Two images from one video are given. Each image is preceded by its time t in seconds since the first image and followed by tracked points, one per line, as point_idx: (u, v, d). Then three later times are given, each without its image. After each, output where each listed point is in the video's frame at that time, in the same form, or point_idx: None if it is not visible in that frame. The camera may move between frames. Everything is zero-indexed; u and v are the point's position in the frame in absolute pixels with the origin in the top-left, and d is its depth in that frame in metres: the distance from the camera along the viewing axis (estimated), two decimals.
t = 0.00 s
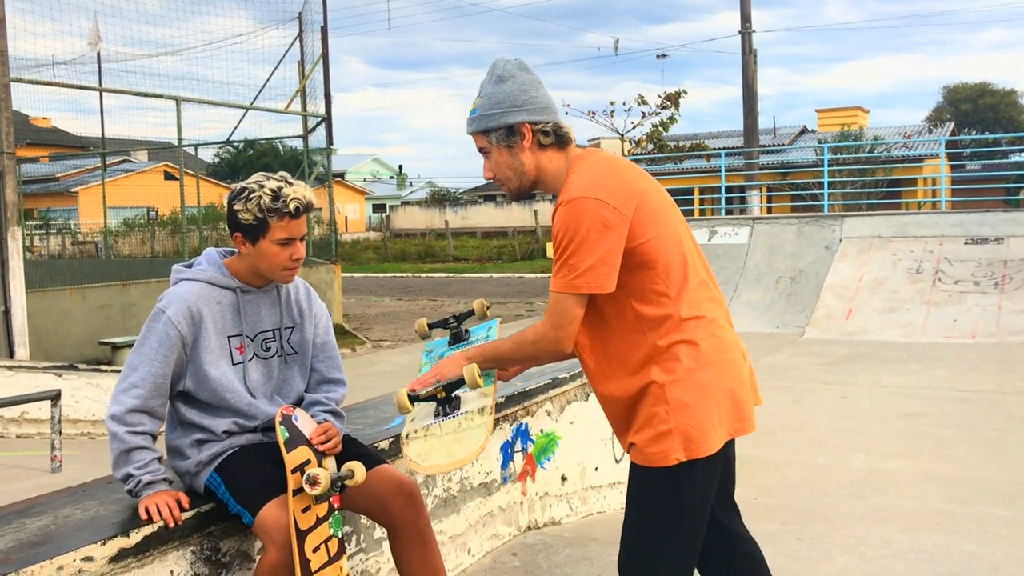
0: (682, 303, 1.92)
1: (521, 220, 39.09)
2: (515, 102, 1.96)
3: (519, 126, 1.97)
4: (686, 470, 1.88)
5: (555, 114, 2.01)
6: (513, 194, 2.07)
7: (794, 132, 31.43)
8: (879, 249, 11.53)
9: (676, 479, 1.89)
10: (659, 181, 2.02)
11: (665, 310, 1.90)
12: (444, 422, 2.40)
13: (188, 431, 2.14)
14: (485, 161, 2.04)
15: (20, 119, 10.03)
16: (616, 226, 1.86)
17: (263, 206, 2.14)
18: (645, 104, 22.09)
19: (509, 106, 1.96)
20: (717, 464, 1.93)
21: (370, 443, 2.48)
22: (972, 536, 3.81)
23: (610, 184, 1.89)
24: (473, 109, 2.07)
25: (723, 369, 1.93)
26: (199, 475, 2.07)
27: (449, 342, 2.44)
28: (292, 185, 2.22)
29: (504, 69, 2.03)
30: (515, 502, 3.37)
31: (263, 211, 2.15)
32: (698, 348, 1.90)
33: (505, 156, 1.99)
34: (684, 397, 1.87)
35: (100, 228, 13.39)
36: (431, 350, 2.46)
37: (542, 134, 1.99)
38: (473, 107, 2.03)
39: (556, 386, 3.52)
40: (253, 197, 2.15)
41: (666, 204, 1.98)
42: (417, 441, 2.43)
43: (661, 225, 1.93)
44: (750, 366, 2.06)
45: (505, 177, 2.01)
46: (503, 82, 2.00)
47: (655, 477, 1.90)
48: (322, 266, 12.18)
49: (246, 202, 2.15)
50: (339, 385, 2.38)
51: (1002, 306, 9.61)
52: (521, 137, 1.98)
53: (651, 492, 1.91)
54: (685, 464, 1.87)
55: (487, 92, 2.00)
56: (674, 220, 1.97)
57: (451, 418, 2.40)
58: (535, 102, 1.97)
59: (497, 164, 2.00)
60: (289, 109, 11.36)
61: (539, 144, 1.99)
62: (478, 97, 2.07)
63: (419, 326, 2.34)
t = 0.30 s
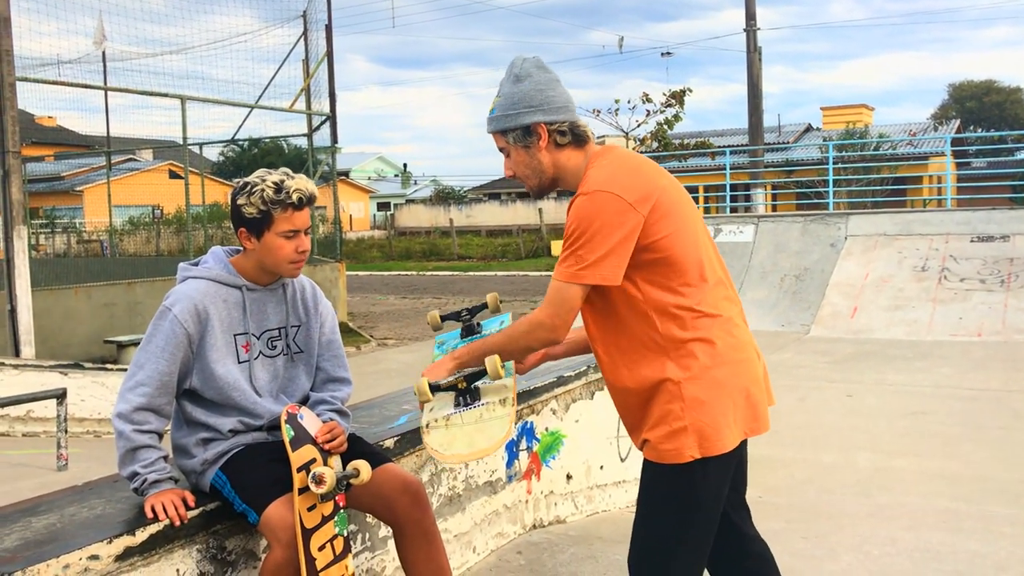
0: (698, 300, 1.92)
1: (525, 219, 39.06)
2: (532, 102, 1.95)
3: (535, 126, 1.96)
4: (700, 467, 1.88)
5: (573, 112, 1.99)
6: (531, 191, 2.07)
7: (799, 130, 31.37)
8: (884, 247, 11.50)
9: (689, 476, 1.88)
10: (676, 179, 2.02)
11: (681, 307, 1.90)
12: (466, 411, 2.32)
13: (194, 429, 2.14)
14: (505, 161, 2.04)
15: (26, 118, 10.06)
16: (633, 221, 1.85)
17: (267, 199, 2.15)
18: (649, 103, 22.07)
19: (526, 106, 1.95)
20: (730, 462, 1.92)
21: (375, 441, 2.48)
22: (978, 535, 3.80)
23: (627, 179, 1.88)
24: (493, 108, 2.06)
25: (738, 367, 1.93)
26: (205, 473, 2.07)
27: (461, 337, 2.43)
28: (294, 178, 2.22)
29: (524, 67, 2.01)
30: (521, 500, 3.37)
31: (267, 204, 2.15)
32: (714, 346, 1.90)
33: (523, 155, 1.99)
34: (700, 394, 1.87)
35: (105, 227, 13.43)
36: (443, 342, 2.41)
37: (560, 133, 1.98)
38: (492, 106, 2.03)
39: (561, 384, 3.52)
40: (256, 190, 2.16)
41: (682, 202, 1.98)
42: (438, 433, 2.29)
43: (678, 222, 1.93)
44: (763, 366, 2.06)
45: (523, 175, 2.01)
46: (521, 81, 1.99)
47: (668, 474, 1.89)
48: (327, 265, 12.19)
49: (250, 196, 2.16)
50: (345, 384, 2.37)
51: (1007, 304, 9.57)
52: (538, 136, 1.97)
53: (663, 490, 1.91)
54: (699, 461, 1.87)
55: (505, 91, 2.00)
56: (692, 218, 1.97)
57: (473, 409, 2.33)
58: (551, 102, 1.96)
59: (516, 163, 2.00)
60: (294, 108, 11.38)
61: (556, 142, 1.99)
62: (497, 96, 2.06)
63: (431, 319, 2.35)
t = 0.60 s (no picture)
0: (729, 298, 1.92)
1: (527, 218, 39.09)
2: (583, 83, 1.95)
3: (583, 107, 1.95)
4: (717, 467, 1.88)
5: (624, 99, 1.99)
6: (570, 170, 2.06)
7: (800, 128, 31.35)
8: (886, 245, 11.48)
9: (706, 474, 1.88)
10: (716, 175, 2.02)
11: (713, 303, 1.90)
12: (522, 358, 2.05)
13: (195, 429, 2.14)
14: (551, 137, 2.04)
15: (27, 119, 10.06)
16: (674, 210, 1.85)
17: (271, 197, 2.15)
18: (650, 102, 22.06)
19: (579, 86, 1.95)
20: (745, 464, 1.93)
21: (377, 441, 2.48)
22: (981, 533, 3.79)
23: (671, 167, 1.87)
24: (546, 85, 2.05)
25: (760, 369, 1.94)
26: (207, 474, 2.07)
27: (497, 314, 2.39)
28: (297, 176, 2.23)
29: (584, 48, 2.01)
30: (523, 500, 3.37)
31: (271, 202, 2.15)
32: (741, 345, 1.91)
33: (568, 134, 1.99)
34: (722, 394, 1.87)
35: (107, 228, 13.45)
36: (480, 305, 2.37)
37: (607, 117, 1.97)
38: (547, 82, 2.02)
39: (563, 384, 3.51)
40: (260, 188, 2.16)
41: (721, 198, 1.97)
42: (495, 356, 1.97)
43: (714, 218, 1.92)
44: (782, 371, 2.07)
45: (566, 153, 2.01)
46: (579, 60, 1.98)
47: (685, 473, 1.90)
48: (329, 265, 12.20)
49: (253, 194, 2.16)
50: (347, 383, 2.37)
51: (1010, 302, 9.55)
52: (584, 117, 1.97)
53: (679, 488, 1.91)
54: (715, 461, 1.87)
55: (561, 69, 1.99)
56: (729, 215, 1.97)
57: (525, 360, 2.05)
58: (603, 85, 1.95)
59: (560, 141, 2.01)
60: (295, 108, 11.38)
61: (602, 126, 1.98)
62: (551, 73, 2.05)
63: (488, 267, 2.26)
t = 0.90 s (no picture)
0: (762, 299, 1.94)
1: (527, 220, 39.10)
2: (629, 75, 1.96)
3: (631, 100, 1.97)
4: (735, 468, 1.90)
5: (671, 89, 1.99)
6: (620, 161, 2.07)
7: (799, 129, 31.37)
8: (885, 245, 11.49)
9: (727, 473, 1.90)
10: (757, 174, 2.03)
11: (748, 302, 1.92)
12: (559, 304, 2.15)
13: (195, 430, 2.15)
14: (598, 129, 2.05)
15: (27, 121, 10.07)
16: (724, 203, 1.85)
17: (276, 200, 2.16)
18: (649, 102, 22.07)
19: (626, 79, 1.96)
20: (764, 465, 1.95)
21: (376, 443, 2.48)
22: (980, 533, 3.79)
23: (723, 160, 1.88)
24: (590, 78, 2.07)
25: (784, 373, 1.96)
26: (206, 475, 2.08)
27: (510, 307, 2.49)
28: (300, 179, 2.24)
29: (627, 39, 2.02)
30: (522, 501, 3.37)
31: (276, 205, 2.16)
32: (768, 347, 1.93)
33: (616, 127, 2.01)
34: (745, 395, 1.89)
35: (106, 230, 13.43)
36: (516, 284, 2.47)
37: (655, 108, 1.98)
38: (592, 75, 2.03)
39: (562, 385, 3.52)
40: (265, 191, 2.16)
41: (762, 197, 1.99)
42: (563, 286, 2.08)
43: (756, 216, 1.93)
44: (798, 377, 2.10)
45: (615, 146, 2.03)
46: (624, 52, 1.99)
47: (706, 471, 1.91)
48: (328, 267, 12.20)
49: (258, 196, 2.16)
50: (348, 383, 2.38)
51: (1009, 302, 9.55)
52: (631, 111, 1.98)
53: (696, 486, 1.92)
54: (733, 461, 1.89)
55: (606, 62, 2.00)
56: (768, 215, 1.98)
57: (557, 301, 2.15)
58: (649, 76, 1.96)
59: (609, 133, 2.02)
60: (294, 109, 11.39)
61: (650, 117, 1.99)
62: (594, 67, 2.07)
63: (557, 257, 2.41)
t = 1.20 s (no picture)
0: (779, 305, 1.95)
1: (523, 223, 39.10)
2: (645, 84, 1.97)
3: (647, 109, 1.97)
4: (748, 471, 1.91)
5: (686, 97, 2.01)
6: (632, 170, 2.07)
7: (795, 132, 31.44)
8: (881, 249, 11.52)
9: (739, 477, 1.90)
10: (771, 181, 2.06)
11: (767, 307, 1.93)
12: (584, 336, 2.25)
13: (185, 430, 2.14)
14: (613, 139, 2.05)
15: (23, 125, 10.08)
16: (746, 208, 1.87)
17: (277, 205, 2.17)
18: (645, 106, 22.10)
19: (641, 88, 1.97)
20: (772, 470, 1.96)
21: (371, 446, 2.48)
22: (974, 536, 3.80)
23: (744, 166, 1.90)
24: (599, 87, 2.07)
25: (798, 379, 1.98)
26: (198, 477, 2.07)
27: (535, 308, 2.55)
28: (300, 184, 2.25)
29: (635, 49, 2.04)
30: (516, 503, 3.37)
31: (277, 209, 2.17)
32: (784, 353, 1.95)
33: (633, 138, 2.01)
34: (762, 400, 1.90)
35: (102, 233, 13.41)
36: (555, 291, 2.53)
37: (670, 116, 1.99)
38: (602, 85, 2.04)
39: (556, 388, 3.52)
40: (266, 196, 2.17)
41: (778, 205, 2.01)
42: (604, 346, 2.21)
43: (775, 223, 1.95)
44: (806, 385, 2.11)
45: (630, 156, 2.03)
46: (636, 60, 2.01)
47: (718, 476, 1.91)
48: (325, 270, 12.19)
49: (259, 201, 2.17)
50: (340, 389, 2.39)
51: (1004, 304, 9.57)
52: (648, 120, 1.98)
53: (706, 490, 1.92)
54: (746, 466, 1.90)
55: (618, 73, 2.01)
56: (784, 223, 2.00)
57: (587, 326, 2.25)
58: (662, 85, 1.97)
59: (624, 145, 2.03)
60: (291, 112, 11.40)
61: (665, 125, 1.99)
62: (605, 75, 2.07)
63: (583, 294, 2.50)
